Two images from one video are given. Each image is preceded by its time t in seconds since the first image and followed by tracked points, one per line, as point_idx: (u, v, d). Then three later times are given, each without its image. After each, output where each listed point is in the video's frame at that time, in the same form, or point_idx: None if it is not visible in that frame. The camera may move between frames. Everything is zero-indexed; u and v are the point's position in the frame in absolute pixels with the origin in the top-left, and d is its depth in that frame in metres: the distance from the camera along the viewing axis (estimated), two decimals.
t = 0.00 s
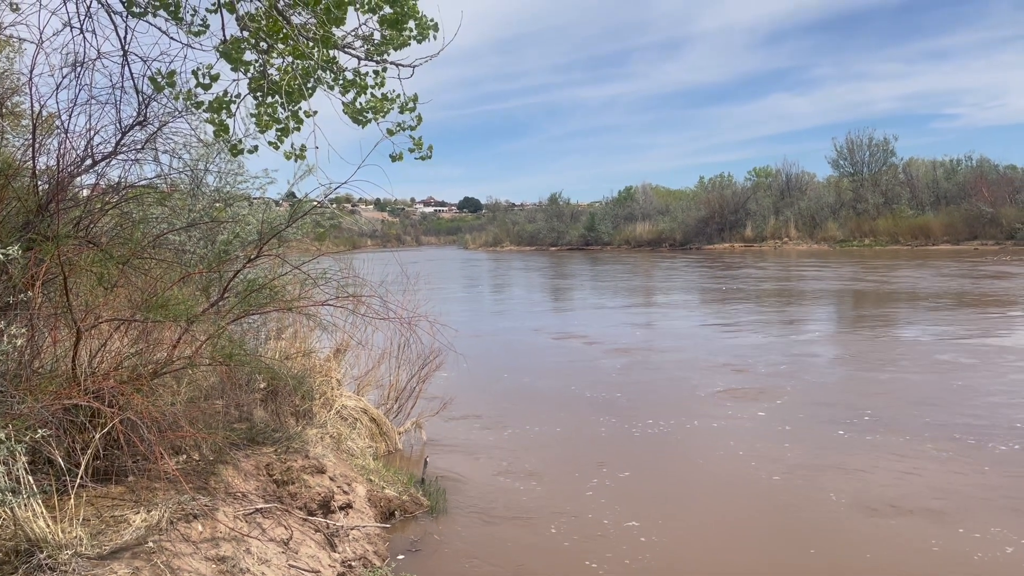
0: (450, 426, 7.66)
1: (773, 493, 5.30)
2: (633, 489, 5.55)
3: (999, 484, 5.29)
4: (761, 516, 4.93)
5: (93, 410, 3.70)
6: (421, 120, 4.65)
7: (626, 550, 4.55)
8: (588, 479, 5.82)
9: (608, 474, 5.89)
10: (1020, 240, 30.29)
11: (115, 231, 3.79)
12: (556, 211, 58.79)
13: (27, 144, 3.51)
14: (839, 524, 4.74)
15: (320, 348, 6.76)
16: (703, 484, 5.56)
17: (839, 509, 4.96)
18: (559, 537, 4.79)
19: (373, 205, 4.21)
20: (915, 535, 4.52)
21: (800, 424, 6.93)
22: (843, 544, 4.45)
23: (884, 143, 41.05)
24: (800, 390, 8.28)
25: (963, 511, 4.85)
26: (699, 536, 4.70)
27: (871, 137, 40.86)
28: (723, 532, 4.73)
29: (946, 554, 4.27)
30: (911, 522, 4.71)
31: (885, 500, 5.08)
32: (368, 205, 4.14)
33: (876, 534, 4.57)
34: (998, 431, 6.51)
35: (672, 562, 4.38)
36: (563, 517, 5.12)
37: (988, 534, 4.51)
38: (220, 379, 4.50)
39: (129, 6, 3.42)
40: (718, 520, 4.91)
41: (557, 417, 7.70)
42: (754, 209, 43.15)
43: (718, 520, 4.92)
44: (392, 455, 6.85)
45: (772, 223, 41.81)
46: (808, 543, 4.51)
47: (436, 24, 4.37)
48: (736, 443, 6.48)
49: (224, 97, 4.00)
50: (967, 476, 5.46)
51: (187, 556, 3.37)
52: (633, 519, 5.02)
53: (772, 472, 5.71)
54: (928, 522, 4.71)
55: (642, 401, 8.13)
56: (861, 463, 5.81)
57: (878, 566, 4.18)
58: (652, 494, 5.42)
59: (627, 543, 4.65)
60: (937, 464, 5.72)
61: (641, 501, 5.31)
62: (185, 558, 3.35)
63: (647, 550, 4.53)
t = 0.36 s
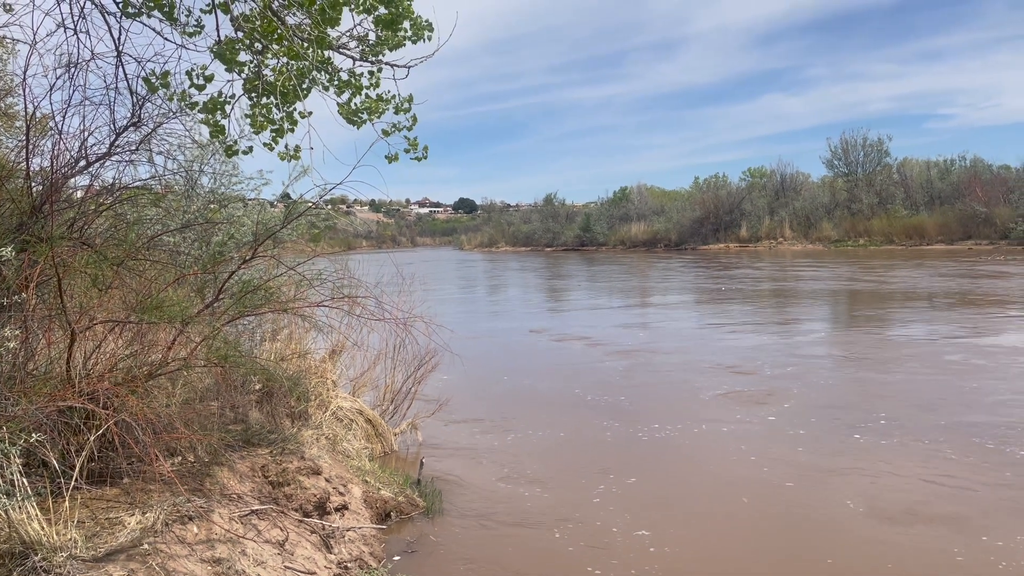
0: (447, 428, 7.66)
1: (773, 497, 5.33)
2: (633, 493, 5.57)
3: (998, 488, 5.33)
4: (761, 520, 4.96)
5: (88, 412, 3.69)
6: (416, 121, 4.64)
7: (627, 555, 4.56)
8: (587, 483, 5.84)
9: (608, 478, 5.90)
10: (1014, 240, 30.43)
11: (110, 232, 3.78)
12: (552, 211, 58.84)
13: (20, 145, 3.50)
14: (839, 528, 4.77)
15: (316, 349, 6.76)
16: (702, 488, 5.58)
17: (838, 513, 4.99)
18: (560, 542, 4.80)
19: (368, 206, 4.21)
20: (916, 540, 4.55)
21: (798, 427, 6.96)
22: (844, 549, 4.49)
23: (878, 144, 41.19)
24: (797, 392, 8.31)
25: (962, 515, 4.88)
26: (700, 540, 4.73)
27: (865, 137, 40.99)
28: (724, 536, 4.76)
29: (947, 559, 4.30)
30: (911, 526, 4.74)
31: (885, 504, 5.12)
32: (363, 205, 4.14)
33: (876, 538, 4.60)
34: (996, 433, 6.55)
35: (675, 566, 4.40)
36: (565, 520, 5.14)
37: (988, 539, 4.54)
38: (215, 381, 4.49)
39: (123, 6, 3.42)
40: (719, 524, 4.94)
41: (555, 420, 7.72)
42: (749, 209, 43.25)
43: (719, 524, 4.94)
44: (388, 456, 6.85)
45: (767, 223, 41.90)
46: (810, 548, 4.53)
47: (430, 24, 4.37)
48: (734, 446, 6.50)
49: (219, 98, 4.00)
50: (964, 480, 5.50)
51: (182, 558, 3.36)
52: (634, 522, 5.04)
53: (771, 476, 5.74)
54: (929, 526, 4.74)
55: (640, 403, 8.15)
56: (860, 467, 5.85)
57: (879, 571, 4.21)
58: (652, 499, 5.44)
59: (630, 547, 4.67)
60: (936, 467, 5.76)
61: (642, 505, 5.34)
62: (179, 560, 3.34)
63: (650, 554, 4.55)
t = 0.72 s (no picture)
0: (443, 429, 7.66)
1: (769, 500, 5.35)
2: (630, 495, 5.59)
3: (993, 491, 5.35)
4: (757, 522, 4.98)
5: (81, 414, 3.68)
6: (410, 121, 4.63)
7: (625, 557, 4.57)
8: (584, 485, 5.85)
9: (605, 481, 5.92)
10: (1007, 239, 30.54)
11: (103, 233, 3.77)
12: (547, 211, 58.87)
13: (13, 146, 3.49)
14: (835, 531, 4.79)
15: (310, 350, 6.75)
16: (698, 490, 5.60)
17: (834, 516, 5.01)
18: (558, 545, 4.81)
19: (363, 206, 4.21)
20: (911, 543, 4.58)
21: (794, 430, 6.98)
22: (842, 552, 4.50)
23: (872, 143, 41.32)
24: (792, 394, 8.34)
25: (957, 519, 4.91)
26: (698, 543, 4.74)
27: (859, 137, 41.12)
28: (722, 539, 4.77)
29: (944, 562, 4.32)
30: (907, 530, 4.76)
31: (882, 507, 5.14)
32: (358, 205, 4.14)
33: (874, 541, 4.63)
34: (990, 436, 6.58)
35: (674, 569, 4.41)
36: (562, 523, 5.15)
37: (985, 542, 4.57)
38: (209, 382, 4.48)
39: (116, 7, 3.41)
40: (716, 526, 4.96)
41: (551, 422, 7.73)
42: (744, 209, 43.34)
43: (715, 526, 4.97)
44: (383, 457, 6.85)
45: (762, 222, 41.99)
46: (807, 551, 4.55)
47: (425, 24, 4.37)
48: (731, 449, 6.52)
49: (212, 98, 3.99)
50: (959, 484, 5.52)
51: (176, 559, 3.36)
52: (632, 525, 5.05)
53: (767, 479, 5.76)
54: (925, 530, 4.76)
55: (636, 405, 8.16)
56: (855, 470, 5.87)
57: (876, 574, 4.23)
58: (649, 501, 5.45)
59: (628, 549, 4.68)
60: (931, 471, 5.79)
61: (639, 508, 5.35)
62: (174, 561, 3.34)
63: (647, 557, 4.57)
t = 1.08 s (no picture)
0: (439, 428, 7.67)
1: (764, 498, 5.36)
2: (626, 494, 5.59)
3: (987, 488, 5.37)
4: (751, 521, 5.00)
5: (75, 414, 3.68)
6: (405, 121, 4.63)
7: (621, 556, 4.58)
8: (579, 484, 5.86)
9: (600, 480, 5.93)
10: (1002, 238, 30.66)
11: (97, 233, 3.78)
12: (543, 211, 58.91)
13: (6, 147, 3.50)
14: (830, 530, 4.80)
15: (306, 350, 6.77)
16: (694, 489, 5.62)
17: (828, 514, 5.03)
18: (554, 543, 4.82)
19: (358, 207, 4.22)
20: (901, 539, 4.63)
21: (789, 428, 7.00)
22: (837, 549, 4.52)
23: (867, 143, 41.44)
24: (787, 392, 8.36)
25: (950, 516, 4.93)
26: (693, 541, 4.76)
27: (854, 136, 41.24)
28: (717, 537, 4.79)
29: (938, 560, 4.34)
30: (901, 528, 4.78)
31: (876, 505, 5.16)
32: (353, 205, 4.15)
33: (868, 539, 4.64)
34: (984, 433, 6.61)
35: (669, 567, 4.42)
36: (558, 521, 5.15)
37: (978, 540, 4.58)
38: (204, 382, 4.48)
39: (110, 7, 3.42)
40: (711, 525, 4.97)
41: (546, 421, 7.74)
42: (740, 208, 43.40)
43: (710, 525, 4.98)
44: (379, 456, 6.86)
45: (757, 222, 42.07)
46: (802, 548, 4.57)
47: (418, 25, 4.37)
48: (726, 448, 6.53)
49: (206, 99, 3.99)
50: (948, 479, 5.59)
51: (171, 559, 3.36)
52: (627, 523, 5.06)
53: (762, 477, 5.78)
54: (919, 527, 4.78)
55: (632, 405, 8.18)
56: (850, 468, 5.89)
57: (867, 571, 4.27)
58: (645, 499, 5.47)
59: (624, 548, 4.69)
60: (925, 468, 5.82)
61: (634, 506, 5.36)
62: (168, 561, 3.34)
63: (642, 555, 4.58)
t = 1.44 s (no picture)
0: (437, 425, 7.66)
1: (764, 493, 5.34)
2: (625, 490, 5.57)
3: (987, 485, 5.36)
4: (752, 517, 4.96)
5: (73, 410, 3.67)
6: (404, 117, 4.62)
7: (619, 551, 4.58)
8: (577, 480, 5.85)
9: (599, 476, 5.90)
10: (1000, 235, 30.70)
11: (95, 229, 3.77)
12: (541, 209, 58.88)
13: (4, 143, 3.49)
14: (827, 524, 4.81)
15: (304, 347, 6.75)
16: (693, 485, 5.59)
17: (830, 510, 5.00)
18: (554, 542, 4.78)
19: (356, 203, 4.21)
20: (898, 533, 4.64)
21: (790, 425, 6.96)
22: (836, 547, 4.49)
23: (866, 140, 41.47)
24: (786, 389, 8.36)
25: (950, 513, 4.91)
26: (692, 537, 4.73)
27: (853, 134, 41.26)
28: (717, 533, 4.76)
29: (940, 558, 4.31)
30: (903, 525, 4.74)
31: (876, 501, 5.13)
32: (352, 203, 4.14)
33: (868, 535, 4.62)
34: (983, 430, 6.60)
35: (668, 564, 4.40)
36: (556, 517, 5.15)
37: (979, 537, 4.56)
38: (202, 378, 4.47)
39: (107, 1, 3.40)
40: (712, 521, 4.95)
41: (545, 417, 7.73)
42: (738, 206, 43.38)
43: (710, 521, 4.95)
44: (377, 454, 6.85)
45: (756, 219, 42.07)
46: (803, 545, 4.54)
47: (417, 20, 4.36)
48: (724, 444, 6.55)
49: (204, 94, 3.97)
50: (945, 474, 5.61)
51: (169, 556, 3.35)
52: (627, 520, 5.04)
53: (760, 473, 5.75)
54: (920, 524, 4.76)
55: (630, 402, 8.17)
56: (850, 464, 5.87)
57: (865, 565, 4.28)
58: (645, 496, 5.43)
59: (623, 545, 4.66)
60: (924, 465, 5.79)
61: (635, 503, 5.33)
62: (166, 558, 3.33)
63: (643, 552, 4.55)
